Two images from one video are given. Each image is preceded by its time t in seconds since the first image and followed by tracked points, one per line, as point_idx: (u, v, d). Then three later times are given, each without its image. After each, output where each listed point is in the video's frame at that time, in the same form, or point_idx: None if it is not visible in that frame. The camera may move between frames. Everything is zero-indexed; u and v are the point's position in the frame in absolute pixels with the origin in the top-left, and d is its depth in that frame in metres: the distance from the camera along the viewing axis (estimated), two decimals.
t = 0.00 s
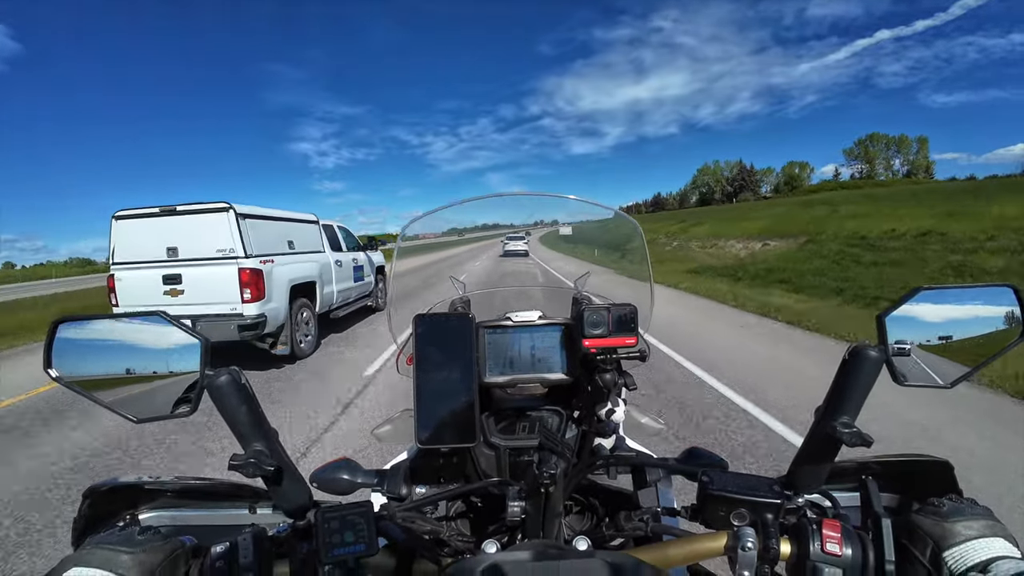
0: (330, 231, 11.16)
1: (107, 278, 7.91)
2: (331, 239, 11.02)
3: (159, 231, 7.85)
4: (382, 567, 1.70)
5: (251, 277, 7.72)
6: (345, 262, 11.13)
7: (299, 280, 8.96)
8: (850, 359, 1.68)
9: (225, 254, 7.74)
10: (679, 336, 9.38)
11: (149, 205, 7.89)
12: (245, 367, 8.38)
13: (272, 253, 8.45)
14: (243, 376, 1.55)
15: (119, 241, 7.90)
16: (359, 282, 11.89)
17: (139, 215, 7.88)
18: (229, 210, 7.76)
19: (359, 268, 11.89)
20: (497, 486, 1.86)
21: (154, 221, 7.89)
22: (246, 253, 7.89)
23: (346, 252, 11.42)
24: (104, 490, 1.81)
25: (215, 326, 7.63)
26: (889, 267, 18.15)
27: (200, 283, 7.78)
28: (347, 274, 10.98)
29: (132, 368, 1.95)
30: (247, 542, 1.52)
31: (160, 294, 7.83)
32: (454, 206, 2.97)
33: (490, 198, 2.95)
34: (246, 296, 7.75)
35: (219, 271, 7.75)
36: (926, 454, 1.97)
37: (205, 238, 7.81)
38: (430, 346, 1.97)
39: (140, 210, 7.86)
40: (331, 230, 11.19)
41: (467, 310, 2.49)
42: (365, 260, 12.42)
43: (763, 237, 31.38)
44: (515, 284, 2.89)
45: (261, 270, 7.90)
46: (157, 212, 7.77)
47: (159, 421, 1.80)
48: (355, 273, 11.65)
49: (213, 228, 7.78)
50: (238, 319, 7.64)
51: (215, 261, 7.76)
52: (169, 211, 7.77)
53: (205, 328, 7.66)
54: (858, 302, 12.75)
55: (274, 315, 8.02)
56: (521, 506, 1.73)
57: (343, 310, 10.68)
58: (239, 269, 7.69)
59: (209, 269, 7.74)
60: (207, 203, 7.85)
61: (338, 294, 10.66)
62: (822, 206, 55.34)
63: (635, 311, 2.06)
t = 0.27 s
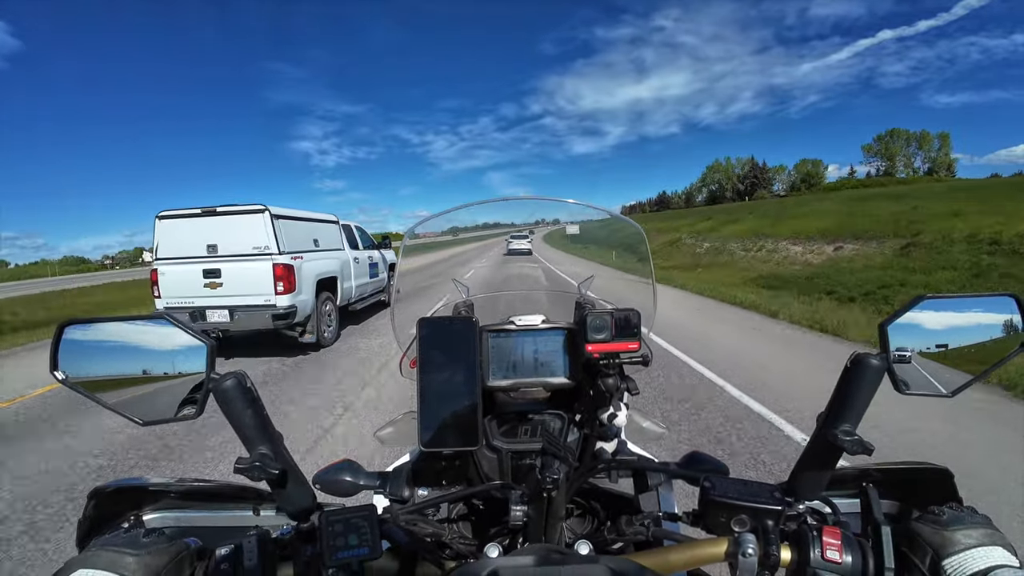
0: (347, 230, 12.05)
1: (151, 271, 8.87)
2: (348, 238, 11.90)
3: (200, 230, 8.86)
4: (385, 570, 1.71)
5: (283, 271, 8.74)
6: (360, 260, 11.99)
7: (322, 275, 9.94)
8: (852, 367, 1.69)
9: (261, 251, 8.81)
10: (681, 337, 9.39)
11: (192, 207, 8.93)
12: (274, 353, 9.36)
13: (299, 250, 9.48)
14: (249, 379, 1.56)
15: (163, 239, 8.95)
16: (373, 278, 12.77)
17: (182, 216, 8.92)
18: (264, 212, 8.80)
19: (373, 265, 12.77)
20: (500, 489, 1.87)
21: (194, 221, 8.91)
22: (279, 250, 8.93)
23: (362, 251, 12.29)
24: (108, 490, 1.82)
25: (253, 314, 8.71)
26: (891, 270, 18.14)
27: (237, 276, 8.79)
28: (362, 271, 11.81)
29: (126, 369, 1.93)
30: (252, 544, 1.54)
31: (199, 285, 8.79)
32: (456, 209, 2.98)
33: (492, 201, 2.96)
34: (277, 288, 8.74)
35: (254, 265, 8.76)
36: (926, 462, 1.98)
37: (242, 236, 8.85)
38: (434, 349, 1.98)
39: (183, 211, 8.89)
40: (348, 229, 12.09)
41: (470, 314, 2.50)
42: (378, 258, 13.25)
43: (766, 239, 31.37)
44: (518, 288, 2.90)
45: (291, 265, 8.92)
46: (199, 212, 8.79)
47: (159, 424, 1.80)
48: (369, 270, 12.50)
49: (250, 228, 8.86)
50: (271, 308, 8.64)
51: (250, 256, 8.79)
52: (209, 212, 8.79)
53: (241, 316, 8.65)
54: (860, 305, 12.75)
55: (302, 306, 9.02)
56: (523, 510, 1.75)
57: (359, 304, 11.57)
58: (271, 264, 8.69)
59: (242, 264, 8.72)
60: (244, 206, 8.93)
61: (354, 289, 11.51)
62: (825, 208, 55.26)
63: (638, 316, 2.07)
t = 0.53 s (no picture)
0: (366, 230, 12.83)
1: (187, 266, 9.62)
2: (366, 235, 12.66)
3: (232, 228, 9.61)
4: (382, 567, 1.72)
5: (310, 267, 9.48)
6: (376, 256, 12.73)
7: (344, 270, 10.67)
8: (850, 372, 1.70)
9: (289, 248, 9.55)
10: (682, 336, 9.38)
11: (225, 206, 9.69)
12: (298, 342, 10.07)
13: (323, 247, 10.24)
14: (249, 375, 1.58)
15: (197, 236, 9.67)
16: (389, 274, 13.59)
17: (217, 215, 9.69)
18: (292, 211, 9.55)
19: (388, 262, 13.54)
20: (497, 488, 1.89)
21: (227, 220, 9.66)
22: (306, 247, 9.66)
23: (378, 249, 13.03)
24: (109, 484, 1.84)
25: (282, 305, 9.45)
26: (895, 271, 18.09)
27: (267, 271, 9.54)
28: (378, 267, 12.57)
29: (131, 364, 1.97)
30: (251, 539, 1.55)
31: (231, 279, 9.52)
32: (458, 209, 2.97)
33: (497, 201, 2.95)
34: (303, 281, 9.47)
35: (282, 260, 9.51)
36: (925, 468, 1.98)
37: (272, 234, 9.60)
38: (434, 348, 1.99)
39: (217, 211, 9.65)
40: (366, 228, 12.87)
41: (471, 313, 2.51)
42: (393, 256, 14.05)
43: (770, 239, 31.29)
44: (519, 288, 2.91)
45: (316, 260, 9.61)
46: (231, 212, 9.53)
47: (162, 418, 1.82)
48: (385, 266, 13.28)
49: (279, 226, 9.61)
50: (298, 300, 9.37)
51: (280, 253, 9.55)
52: (242, 212, 9.54)
53: (270, 307, 9.39)
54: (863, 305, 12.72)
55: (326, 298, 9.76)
56: (520, 509, 1.76)
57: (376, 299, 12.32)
58: (298, 259, 9.43)
59: (273, 259, 9.48)
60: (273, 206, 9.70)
61: (372, 283, 12.25)
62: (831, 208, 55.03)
63: (637, 318, 2.07)
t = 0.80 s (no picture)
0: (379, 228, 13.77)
1: (216, 261, 10.51)
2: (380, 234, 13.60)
3: (259, 226, 10.54)
4: (384, 564, 1.72)
5: (332, 263, 10.39)
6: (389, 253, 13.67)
7: (361, 266, 11.61)
8: (856, 374, 1.69)
9: (312, 246, 10.48)
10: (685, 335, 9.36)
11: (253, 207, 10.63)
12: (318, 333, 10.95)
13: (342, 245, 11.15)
14: (253, 371, 1.57)
15: (226, 234, 10.57)
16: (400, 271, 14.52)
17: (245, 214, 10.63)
18: (315, 212, 10.44)
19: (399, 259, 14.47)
20: (499, 487, 1.88)
21: (254, 219, 10.59)
22: (327, 244, 10.56)
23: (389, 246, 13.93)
24: (110, 479, 1.84)
25: (305, 298, 10.39)
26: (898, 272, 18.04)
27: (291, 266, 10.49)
28: (391, 264, 13.44)
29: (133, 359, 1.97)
30: (253, 535, 1.55)
31: (257, 273, 10.43)
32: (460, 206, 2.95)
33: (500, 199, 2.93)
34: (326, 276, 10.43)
35: (307, 257, 10.46)
36: (929, 471, 1.96)
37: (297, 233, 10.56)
38: (437, 346, 1.99)
39: (245, 211, 10.57)
40: (378, 227, 13.79)
41: (474, 311, 2.49)
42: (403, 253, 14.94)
43: (773, 239, 31.22)
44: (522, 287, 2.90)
45: (337, 257, 10.50)
46: (259, 212, 10.46)
47: (163, 413, 1.81)
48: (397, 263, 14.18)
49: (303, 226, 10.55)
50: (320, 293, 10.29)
51: (303, 249, 10.44)
52: (268, 212, 10.45)
53: (294, 300, 10.32)
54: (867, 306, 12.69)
55: (346, 292, 10.69)
56: (523, 508, 1.75)
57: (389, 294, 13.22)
58: (321, 256, 10.38)
59: (298, 256, 10.39)
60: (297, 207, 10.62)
61: (385, 279, 13.18)
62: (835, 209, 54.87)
63: (642, 317, 2.05)
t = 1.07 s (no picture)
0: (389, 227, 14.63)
1: (240, 257, 11.37)
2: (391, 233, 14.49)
3: (282, 225, 11.41)
4: (385, 554, 1.68)
5: (350, 258, 11.28)
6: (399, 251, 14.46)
7: (375, 263, 12.55)
8: (864, 370, 1.67)
9: (332, 243, 11.37)
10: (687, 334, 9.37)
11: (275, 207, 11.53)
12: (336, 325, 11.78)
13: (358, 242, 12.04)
14: (256, 357, 1.56)
15: (251, 232, 11.49)
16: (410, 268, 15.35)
17: (269, 214, 11.51)
18: (334, 211, 11.35)
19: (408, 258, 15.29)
20: (501, 479, 1.87)
21: (277, 218, 11.50)
22: (345, 241, 11.47)
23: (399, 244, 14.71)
24: (108, 465, 1.82)
25: (325, 291, 11.26)
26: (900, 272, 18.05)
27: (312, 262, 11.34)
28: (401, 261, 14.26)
29: (132, 349, 1.95)
30: (252, 523, 1.53)
31: (279, 269, 11.31)
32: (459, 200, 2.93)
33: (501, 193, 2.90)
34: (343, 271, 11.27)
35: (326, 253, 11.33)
36: (933, 470, 1.94)
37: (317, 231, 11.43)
38: (441, 336, 1.98)
39: (269, 210, 11.48)
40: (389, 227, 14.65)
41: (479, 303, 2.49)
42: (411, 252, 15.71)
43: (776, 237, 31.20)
44: (526, 280, 2.89)
45: (353, 253, 11.36)
46: (283, 212, 11.38)
47: (167, 397, 1.80)
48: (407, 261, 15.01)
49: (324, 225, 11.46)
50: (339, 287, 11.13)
51: (322, 246, 11.32)
52: (291, 212, 11.35)
53: (314, 293, 11.17)
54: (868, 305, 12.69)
55: (363, 286, 11.56)
56: (526, 500, 1.74)
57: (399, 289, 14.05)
58: (339, 253, 11.24)
59: (317, 252, 11.28)
60: (317, 207, 11.52)
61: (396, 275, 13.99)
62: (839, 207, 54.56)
63: (647, 313, 2.05)
